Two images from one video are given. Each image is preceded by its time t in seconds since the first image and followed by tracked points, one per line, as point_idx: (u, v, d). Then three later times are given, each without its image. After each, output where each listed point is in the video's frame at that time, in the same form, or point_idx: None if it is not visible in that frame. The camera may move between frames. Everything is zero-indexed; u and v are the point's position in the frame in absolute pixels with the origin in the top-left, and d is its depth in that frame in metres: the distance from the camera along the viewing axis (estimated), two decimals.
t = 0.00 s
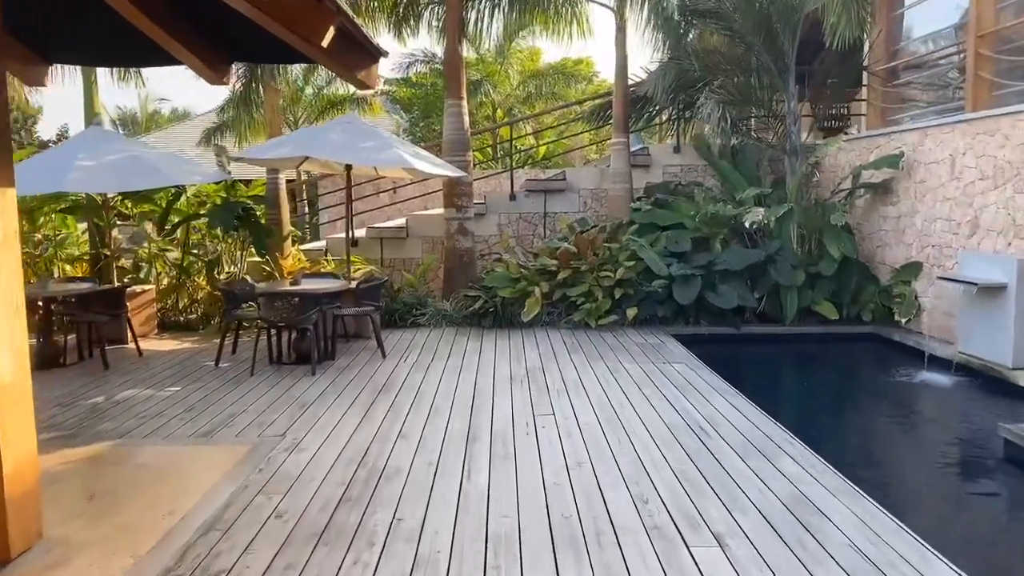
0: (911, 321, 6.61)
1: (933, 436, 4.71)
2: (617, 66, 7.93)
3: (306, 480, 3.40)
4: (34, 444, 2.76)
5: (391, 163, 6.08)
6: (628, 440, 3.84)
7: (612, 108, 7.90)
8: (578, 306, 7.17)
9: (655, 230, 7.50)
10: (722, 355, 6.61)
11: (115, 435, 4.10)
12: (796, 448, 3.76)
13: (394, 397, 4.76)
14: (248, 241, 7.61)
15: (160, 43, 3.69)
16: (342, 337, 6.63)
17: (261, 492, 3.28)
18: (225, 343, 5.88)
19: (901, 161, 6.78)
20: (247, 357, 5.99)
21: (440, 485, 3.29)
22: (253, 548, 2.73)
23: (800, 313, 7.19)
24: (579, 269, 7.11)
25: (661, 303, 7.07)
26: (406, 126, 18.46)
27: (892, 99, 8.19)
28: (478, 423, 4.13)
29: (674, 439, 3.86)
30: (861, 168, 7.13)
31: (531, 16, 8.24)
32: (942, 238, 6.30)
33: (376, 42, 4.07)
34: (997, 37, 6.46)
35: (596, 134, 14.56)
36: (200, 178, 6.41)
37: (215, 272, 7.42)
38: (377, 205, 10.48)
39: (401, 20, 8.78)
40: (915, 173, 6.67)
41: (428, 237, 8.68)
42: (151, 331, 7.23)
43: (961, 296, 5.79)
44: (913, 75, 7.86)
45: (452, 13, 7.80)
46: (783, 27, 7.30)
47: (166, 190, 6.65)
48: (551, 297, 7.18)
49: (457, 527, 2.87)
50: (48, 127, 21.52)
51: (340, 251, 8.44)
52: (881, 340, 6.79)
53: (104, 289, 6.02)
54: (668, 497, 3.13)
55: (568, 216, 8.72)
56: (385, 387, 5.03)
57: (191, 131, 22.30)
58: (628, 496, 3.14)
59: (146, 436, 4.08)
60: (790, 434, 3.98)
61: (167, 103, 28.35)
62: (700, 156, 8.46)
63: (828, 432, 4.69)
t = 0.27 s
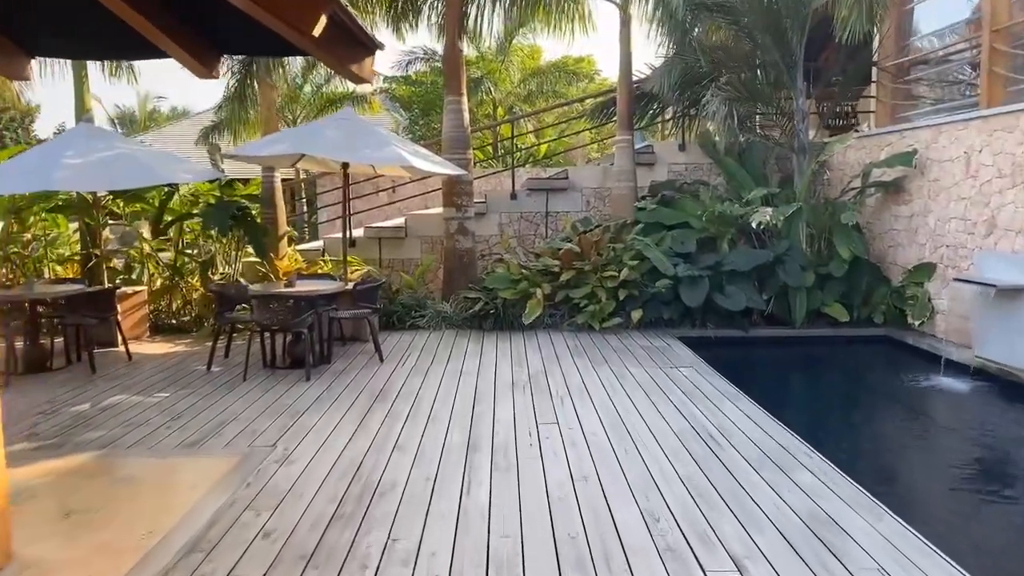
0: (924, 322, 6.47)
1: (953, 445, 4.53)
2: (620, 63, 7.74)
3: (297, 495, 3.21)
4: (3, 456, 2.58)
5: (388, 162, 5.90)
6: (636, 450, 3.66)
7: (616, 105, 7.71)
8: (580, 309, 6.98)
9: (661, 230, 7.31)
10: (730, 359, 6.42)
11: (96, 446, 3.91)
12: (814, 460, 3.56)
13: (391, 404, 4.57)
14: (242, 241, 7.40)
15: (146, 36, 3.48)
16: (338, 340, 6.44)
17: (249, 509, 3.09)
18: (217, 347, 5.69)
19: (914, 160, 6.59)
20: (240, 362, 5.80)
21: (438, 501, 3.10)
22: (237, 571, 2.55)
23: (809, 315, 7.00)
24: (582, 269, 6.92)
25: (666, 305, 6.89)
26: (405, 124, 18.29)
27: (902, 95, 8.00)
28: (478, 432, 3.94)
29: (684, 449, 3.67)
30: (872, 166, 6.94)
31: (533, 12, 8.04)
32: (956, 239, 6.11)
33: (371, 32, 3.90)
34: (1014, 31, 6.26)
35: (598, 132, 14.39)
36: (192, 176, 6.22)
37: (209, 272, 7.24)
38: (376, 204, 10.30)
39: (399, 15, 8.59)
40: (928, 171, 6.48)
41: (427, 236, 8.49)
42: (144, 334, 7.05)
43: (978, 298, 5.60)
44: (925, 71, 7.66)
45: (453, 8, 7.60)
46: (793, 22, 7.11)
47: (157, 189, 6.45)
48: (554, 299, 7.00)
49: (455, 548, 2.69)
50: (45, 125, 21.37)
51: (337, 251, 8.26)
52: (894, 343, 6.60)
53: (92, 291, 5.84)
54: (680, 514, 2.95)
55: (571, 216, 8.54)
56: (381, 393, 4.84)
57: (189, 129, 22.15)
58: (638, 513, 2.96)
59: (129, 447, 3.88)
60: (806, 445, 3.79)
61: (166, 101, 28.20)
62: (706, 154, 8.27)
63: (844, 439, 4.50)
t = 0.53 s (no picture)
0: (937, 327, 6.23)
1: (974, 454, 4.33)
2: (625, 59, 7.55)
3: (285, 512, 3.02)
4: None
5: (386, 160, 5.72)
6: (645, 464, 3.47)
7: (620, 102, 7.52)
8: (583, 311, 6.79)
9: (666, 230, 7.12)
10: (738, 363, 6.23)
11: (76, 457, 3.72)
12: (832, 474, 3.37)
13: (387, 412, 4.38)
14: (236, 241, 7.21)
15: (126, 26, 3.32)
16: (334, 344, 6.26)
17: (233, 527, 2.90)
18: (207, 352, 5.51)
19: (927, 158, 6.39)
20: (232, 366, 5.62)
21: (435, 520, 2.91)
22: None
23: (818, 318, 6.81)
24: (585, 271, 6.73)
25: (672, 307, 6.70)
26: (406, 123, 18.11)
27: (913, 93, 7.80)
28: (477, 443, 3.76)
29: (694, 462, 3.49)
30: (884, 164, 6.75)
31: (534, 7, 7.85)
32: (972, 240, 5.92)
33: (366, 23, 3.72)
34: None
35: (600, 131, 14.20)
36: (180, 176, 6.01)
37: (202, 274, 7.06)
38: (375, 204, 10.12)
39: (398, 11, 8.39)
40: (942, 170, 6.29)
41: (426, 236, 8.31)
42: (134, 337, 6.87)
43: (996, 300, 5.41)
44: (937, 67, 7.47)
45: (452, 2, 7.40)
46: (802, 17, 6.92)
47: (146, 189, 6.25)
48: (556, 301, 6.81)
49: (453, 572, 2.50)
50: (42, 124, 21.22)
51: (334, 252, 8.08)
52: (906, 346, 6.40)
53: (79, 293, 5.66)
54: (694, 535, 2.76)
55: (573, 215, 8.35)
56: (377, 400, 4.65)
57: (187, 128, 21.95)
58: (648, 534, 2.77)
59: (111, 458, 3.69)
60: (823, 457, 3.60)
61: (165, 100, 28.01)
62: (712, 152, 8.08)
63: (860, 449, 4.31)
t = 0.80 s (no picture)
0: (955, 330, 6.08)
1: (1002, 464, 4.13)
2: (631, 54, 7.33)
3: (276, 534, 2.83)
4: None
5: (386, 159, 5.52)
6: (658, 480, 3.28)
7: (627, 99, 7.34)
8: (588, 314, 6.59)
9: (673, 231, 6.93)
10: (750, 369, 6.03)
11: (58, 472, 3.53)
12: (858, 492, 3.18)
13: (387, 422, 4.19)
14: (231, 243, 7.03)
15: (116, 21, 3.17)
16: (332, 348, 6.07)
17: (221, 550, 2.71)
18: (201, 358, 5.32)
19: (945, 156, 6.19)
20: (226, 373, 5.43)
21: (437, 542, 2.73)
22: None
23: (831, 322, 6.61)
24: (591, 273, 6.53)
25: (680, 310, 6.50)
26: (406, 121, 17.93)
27: (926, 90, 7.60)
28: (480, 458, 3.56)
29: (710, 480, 3.30)
30: (899, 163, 6.54)
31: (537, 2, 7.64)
32: (992, 240, 5.71)
33: (364, 17, 3.57)
34: None
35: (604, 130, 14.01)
36: (173, 175, 5.84)
37: (197, 276, 6.87)
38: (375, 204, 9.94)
39: (398, 7, 8.20)
40: (960, 169, 6.09)
41: (427, 237, 8.12)
42: (128, 342, 6.70)
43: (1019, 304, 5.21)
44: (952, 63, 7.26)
45: None
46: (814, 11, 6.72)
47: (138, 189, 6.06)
48: (561, 304, 6.62)
49: None
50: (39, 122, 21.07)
51: (333, 253, 7.89)
52: (924, 351, 6.20)
53: (69, 297, 5.46)
54: (714, 560, 2.57)
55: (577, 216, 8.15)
56: (376, 410, 4.46)
57: (187, 127, 21.78)
58: (666, 560, 2.58)
59: (95, 474, 3.50)
60: (846, 473, 3.41)
61: (165, 98, 27.86)
62: (720, 151, 7.88)
63: (883, 460, 4.11)
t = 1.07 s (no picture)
0: (979, 333, 5.88)
1: None
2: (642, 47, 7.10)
3: (271, 553, 2.64)
4: None
5: (389, 155, 5.32)
6: (679, 494, 3.07)
7: (639, 94, 7.13)
8: (599, 316, 6.39)
9: (686, 230, 6.72)
10: (766, 372, 5.82)
11: (44, 484, 3.35)
12: (893, 508, 2.97)
13: (391, 429, 3.99)
14: (232, 242, 6.85)
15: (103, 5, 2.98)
16: (334, 351, 5.88)
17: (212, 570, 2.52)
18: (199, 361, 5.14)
19: (969, 152, 5.96)
20: (225, 376, 5.25)
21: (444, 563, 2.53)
22: None
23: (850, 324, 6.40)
24: (601, 273, 6.33)
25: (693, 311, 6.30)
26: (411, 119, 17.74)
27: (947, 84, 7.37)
28: (489, 470, 3.36)
29: (734, 493, 3.09)
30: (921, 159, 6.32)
31: None
32: (1020, 239, 5.49)
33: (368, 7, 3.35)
34: None
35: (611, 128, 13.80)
36: (169, 172, 5.65)
37: (196, 276, 6.70)
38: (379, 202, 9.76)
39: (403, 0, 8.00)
40: (985, 165, 5.86)
41: (432, 236, 7.93)
42: (126, 343, 6.53)
43: None
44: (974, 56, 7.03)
45: None
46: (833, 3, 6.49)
47: (135, 187, 5.89)
48: (570, 305, 6.42)
49: None
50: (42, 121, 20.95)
51: (336, 252, 7.71)
52: (947, 355, 5.99)
53: (63, 297, 5.26)
54: None
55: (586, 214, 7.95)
56: (379, 416, 4.26)
57: (191, 126, 21.65)
58: None
59: (83, 486, 3.32)
60: (879, 487, 3.20)
61: (170, 97, 27.73)
62: (732, 148, 7.67)
63: (913, 469, 3.89)
